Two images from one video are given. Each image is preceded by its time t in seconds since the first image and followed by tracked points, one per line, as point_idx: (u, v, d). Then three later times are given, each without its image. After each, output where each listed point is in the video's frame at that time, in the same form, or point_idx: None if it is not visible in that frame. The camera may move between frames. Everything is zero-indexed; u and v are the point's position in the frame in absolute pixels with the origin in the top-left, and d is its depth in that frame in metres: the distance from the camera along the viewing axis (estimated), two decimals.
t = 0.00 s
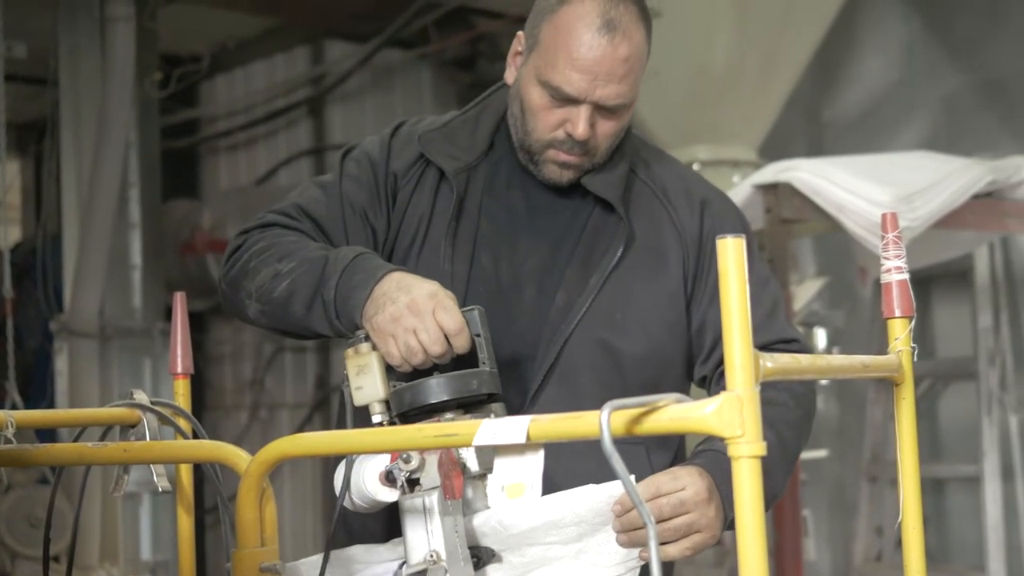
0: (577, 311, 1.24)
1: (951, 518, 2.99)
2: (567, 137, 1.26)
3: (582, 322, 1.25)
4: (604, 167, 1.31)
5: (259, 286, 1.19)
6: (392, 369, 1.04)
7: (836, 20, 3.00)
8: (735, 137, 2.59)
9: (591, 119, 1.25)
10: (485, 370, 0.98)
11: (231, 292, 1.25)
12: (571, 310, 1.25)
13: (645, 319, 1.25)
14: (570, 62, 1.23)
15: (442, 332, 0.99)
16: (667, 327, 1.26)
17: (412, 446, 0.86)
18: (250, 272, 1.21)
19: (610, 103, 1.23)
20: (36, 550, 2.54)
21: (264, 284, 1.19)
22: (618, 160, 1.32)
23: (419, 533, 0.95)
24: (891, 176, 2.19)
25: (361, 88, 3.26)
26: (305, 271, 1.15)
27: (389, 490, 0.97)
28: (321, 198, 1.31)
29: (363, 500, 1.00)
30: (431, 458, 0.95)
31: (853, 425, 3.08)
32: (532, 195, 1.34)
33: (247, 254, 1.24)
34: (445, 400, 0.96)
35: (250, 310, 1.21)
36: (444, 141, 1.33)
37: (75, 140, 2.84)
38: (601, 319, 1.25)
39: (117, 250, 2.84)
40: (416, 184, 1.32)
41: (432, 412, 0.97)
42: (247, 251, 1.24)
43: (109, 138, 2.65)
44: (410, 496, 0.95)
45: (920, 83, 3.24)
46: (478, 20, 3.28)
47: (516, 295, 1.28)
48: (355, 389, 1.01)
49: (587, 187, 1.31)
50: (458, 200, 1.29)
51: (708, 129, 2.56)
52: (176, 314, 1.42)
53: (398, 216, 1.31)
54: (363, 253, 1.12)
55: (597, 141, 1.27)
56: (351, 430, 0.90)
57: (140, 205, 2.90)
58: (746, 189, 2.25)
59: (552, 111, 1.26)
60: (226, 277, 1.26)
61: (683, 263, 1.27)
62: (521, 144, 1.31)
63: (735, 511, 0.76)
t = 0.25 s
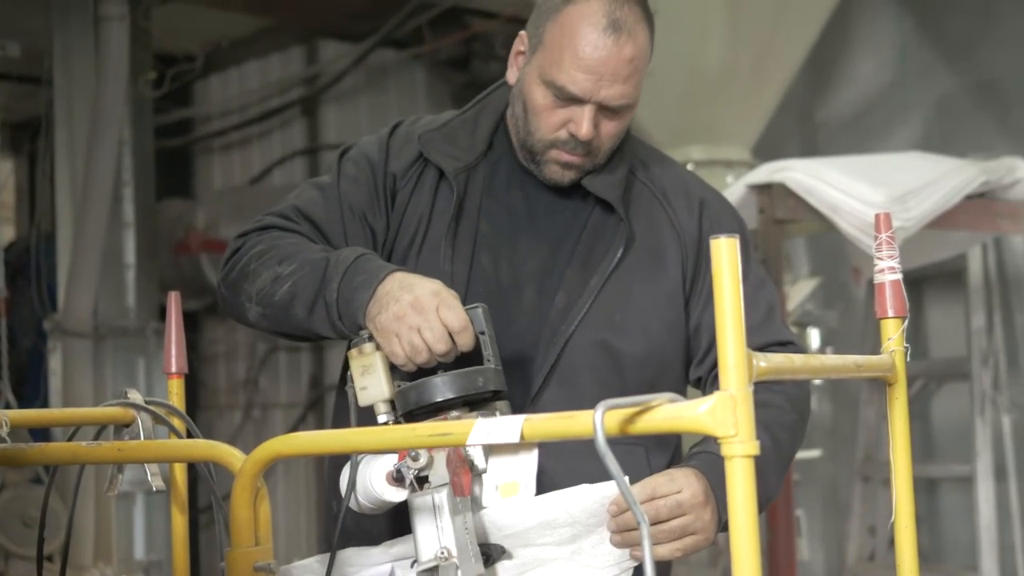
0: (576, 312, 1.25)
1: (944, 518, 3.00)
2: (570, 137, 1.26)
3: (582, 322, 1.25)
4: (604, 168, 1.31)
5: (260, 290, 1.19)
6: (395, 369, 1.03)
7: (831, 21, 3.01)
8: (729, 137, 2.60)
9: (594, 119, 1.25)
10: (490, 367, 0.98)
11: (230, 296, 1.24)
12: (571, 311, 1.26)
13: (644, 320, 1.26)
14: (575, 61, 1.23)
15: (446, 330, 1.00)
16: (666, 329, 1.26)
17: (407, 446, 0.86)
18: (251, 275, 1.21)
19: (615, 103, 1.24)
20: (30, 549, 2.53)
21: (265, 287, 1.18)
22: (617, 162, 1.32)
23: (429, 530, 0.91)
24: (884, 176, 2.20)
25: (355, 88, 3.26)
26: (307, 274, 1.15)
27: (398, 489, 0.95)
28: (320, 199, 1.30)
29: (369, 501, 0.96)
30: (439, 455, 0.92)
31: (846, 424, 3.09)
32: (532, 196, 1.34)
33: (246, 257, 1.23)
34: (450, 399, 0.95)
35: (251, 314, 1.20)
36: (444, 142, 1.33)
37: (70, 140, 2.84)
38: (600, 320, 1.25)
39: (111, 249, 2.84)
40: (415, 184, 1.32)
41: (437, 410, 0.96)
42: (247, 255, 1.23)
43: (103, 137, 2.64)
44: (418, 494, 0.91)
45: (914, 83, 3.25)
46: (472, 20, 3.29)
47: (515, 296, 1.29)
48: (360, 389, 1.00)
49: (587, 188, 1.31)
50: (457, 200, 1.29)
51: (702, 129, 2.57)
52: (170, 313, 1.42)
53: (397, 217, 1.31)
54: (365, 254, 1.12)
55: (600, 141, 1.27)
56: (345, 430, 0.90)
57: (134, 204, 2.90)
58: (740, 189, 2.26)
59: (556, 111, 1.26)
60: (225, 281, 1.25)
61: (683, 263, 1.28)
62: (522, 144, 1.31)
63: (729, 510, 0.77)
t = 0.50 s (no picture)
0: (574, 312, 1.25)
1: (935, 517, 3.01)
2: (570, 136, 1.26)
3: (580, 321, 1.25)
4: (602, 167, 1.31)
5: (259, 290, 1.19)
6: (399, 367, 1.04)
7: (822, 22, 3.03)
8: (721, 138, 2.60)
9: (594, 118, 1.25)
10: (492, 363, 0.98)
11: (228, 298, 1.23)
12: (568, 311, 1.26)
13: (641, 321, 1.26)
14: (575, 61, 1.23)
15: (448, 327, 1.00)
16: (663, 329, 1.26)
17: (399, 444, 0.86)
18: (249, 276, 1.20)
19: (615, 103, 1.24)
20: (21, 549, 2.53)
21: (264, 288, 1.18)
22: (615, 162, 1.32)
23: (436, 531, 0.90)
24: (876, 176, 2.20)
25: (348, 86, 3.25)
26: (307, 274, 1.14)
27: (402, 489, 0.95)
28: (317, 198, 1.30)
29: (373, 500, 0.97)
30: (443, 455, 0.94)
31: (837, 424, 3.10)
32: (529, 195, 1.34)
33: (244, 258, 1.23)
34: (454, 396, 0.94)
35: (250, 315, 1.20)
36: (442, 140, 1.33)
37: (62, 139, 2.83)
38: (597, 320, 1.25)
39: (104, 248, 2.83)
40: (412, 183, 1.32)
41: (441, 408, 0.96)
42: (245, 255, 1.23)
43: (95, 136, 2.64)
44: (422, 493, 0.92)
45: (906, 84, 3.26)
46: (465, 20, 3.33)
47: (513, 295, 1.29)
48: (363, 388, 1.00)
49: (585, 188, 1.31)
50: (456, 199, 1.29)
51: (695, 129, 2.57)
52: (163, 312, 1.42)
53: (395, 217, 1.31)
54: (364, 253, 1.12)
55: (600, 140, 1.28)
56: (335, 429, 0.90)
57: (126, 203, 2.90)
58: (733, 189, 2.26)
59: (556, 110, 1.26)
60: (222, 282, 1.24)
61: (679, 263, 1.28)
62: (521, 144, 1.31)
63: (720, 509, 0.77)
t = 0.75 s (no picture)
0: (570, 310, 1.25)
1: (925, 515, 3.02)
2: (569, 134, 1.26)
3: (577, 320, 1.25)
4: (598, 166, 1.31)
5: (259, 292, 1.18)
6: (402, 366, 1.04)
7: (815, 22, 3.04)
8: (712, 137, 2.61)
9: (594, 116, 1.25)
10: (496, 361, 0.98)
11: (227, 299, 1.23)
12: (565, 310, 1.26)
13: (638, 320, 1.26)
14: (575, 59, 1.23)
15: (452, 325, 1.00)
16: (660, 329, 1.27)
17: (387, 442, 0.86)
18: (248, 278, 1.20)
19: (615, 101, 1.24)
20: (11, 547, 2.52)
21: (263, 289, 1.18)
22: (611, 162, 1.33)
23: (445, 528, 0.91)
24: (867, 175, 2.21)
25: (340, 85, 3.25)
26: (308, 274, 1.14)
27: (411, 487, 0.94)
28: (315, 199, 1.30)
29: (378, 499, 0.97)
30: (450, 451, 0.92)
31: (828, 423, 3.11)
32: (526, 194, 1.34)
33: (243, 259, 1.23)
34: (459, 393, 0.95)
35: (250, 317, 1.20)
36: (439, 138, 1.33)
37: (53, 137, 2.82)
38: (593, 319, 1.26)
39: (95, 246, 2.82)
40: (410, 181, 1.32)
41: (446, 406, 0.97)
42: (244, 257, 1.23)
43: (87, 134, 2.63)
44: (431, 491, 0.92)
45: (897, 84, 3.28)
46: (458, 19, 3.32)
47: (509, 294, 1.29)
48: (367, 387, 1.00)
49: (582, 187, 1.31)
50: (453, 197, 1.29)
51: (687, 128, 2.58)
52: (154, 310, 1.42)
53: (393, 216, 1.31)
54: (365, 252, 1.12)
55: (598, 138, 1.28)
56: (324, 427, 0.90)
57: (118, 201, 2.89)
58: (724, 188, 2.27)
59: (555, 108, 1.26)
60: (221, 283, 1.24)
61: (675, 262, 1.29)
62: (518, 142, 1.31)
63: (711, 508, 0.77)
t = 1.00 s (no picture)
0: (568, 308, 1.25)
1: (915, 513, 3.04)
2: (568, 131, 1.27)
3: (575, 317, 1.25)
4: (596, 164, 1.32)
5: (258, 292, 1.18)
6: (404, 364, 1.04)
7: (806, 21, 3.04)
8: (705, 135, 2.61)
9: (593, 113, 1.26)
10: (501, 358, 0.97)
11: (225, 301, 1.23)
12: (562, 307, 1.26)
13: (635, 319, 1.27)
14: (576, 56, 1.24)
15: (455, 323, 1.00)
16: (657, 327, 1.27)
17: (380, 439, 0.87)
18: (248, 278, 1.20)
19: (615, 98, 1.25)
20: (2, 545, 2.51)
21: (263, 290, 1.18)
22: (607, 160, 1.33)
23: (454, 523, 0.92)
24: (859, 174, 2.22)
25: (332, 82, 3.24)
26: (308, 274, 1.14)
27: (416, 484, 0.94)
28: (312, 198, 1.29)
29: (382, 497, 0.97)
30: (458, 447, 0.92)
31: (819, 422, 3.12)
32: (523, 192, 1.34)
33: (241, 259, 1.22)
34: (462, 390, 0.94)
35: (249, 318, 1.19)
36: (436, 136, 1.33)
37: (44, 134, 2.81)
38: (591, 317, 1.26)
39: (86, 243, 2.82)
40: (407, 178, 1.31)
41: (449, 403, 0.96)
42: (241, 259, 1.22)
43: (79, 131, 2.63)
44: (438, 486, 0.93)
45: (889, 83, 3.29)
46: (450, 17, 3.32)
47: (507, 291, 1.29)
48: (370, 385, 0.99)
49: (580, 184, 1.31)
50: (451, 194, 1.29)
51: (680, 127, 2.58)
52: (147, 307, 1.41)
53: (390, 214, 1.31)
54: (365, 251, 1.12)
55: (596, 136, 1.28)
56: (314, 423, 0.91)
57: (110, 198, 2.88)
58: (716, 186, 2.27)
59: (554, 105, 1.26)
60: (219, 285, 1.24)
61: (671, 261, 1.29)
62: (516, 139, 1.31)
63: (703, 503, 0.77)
